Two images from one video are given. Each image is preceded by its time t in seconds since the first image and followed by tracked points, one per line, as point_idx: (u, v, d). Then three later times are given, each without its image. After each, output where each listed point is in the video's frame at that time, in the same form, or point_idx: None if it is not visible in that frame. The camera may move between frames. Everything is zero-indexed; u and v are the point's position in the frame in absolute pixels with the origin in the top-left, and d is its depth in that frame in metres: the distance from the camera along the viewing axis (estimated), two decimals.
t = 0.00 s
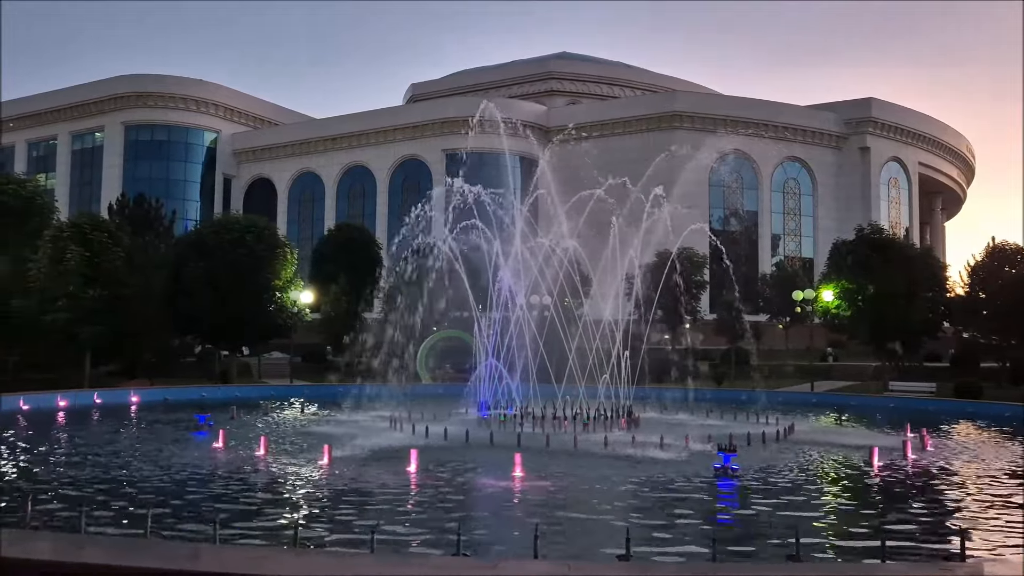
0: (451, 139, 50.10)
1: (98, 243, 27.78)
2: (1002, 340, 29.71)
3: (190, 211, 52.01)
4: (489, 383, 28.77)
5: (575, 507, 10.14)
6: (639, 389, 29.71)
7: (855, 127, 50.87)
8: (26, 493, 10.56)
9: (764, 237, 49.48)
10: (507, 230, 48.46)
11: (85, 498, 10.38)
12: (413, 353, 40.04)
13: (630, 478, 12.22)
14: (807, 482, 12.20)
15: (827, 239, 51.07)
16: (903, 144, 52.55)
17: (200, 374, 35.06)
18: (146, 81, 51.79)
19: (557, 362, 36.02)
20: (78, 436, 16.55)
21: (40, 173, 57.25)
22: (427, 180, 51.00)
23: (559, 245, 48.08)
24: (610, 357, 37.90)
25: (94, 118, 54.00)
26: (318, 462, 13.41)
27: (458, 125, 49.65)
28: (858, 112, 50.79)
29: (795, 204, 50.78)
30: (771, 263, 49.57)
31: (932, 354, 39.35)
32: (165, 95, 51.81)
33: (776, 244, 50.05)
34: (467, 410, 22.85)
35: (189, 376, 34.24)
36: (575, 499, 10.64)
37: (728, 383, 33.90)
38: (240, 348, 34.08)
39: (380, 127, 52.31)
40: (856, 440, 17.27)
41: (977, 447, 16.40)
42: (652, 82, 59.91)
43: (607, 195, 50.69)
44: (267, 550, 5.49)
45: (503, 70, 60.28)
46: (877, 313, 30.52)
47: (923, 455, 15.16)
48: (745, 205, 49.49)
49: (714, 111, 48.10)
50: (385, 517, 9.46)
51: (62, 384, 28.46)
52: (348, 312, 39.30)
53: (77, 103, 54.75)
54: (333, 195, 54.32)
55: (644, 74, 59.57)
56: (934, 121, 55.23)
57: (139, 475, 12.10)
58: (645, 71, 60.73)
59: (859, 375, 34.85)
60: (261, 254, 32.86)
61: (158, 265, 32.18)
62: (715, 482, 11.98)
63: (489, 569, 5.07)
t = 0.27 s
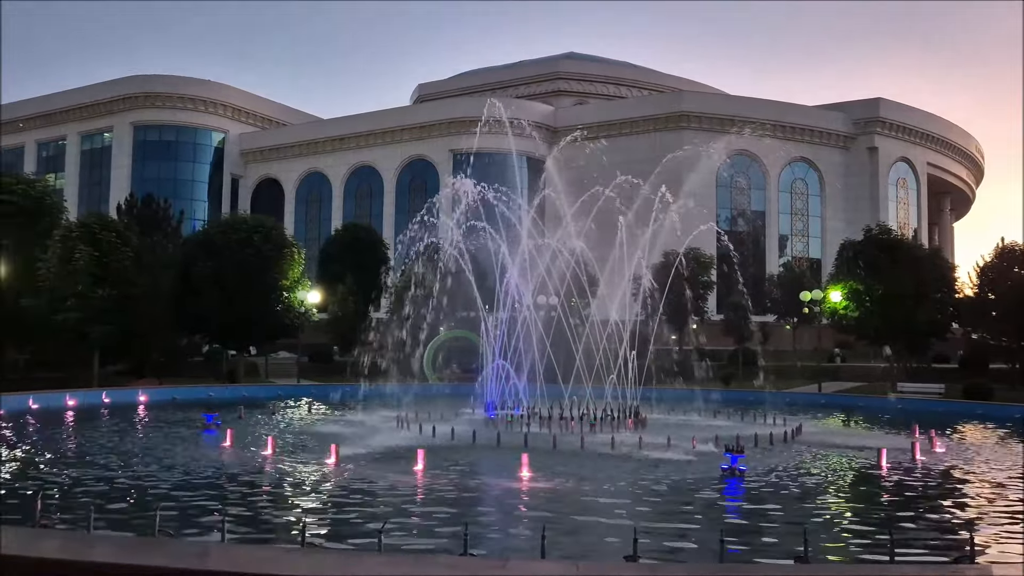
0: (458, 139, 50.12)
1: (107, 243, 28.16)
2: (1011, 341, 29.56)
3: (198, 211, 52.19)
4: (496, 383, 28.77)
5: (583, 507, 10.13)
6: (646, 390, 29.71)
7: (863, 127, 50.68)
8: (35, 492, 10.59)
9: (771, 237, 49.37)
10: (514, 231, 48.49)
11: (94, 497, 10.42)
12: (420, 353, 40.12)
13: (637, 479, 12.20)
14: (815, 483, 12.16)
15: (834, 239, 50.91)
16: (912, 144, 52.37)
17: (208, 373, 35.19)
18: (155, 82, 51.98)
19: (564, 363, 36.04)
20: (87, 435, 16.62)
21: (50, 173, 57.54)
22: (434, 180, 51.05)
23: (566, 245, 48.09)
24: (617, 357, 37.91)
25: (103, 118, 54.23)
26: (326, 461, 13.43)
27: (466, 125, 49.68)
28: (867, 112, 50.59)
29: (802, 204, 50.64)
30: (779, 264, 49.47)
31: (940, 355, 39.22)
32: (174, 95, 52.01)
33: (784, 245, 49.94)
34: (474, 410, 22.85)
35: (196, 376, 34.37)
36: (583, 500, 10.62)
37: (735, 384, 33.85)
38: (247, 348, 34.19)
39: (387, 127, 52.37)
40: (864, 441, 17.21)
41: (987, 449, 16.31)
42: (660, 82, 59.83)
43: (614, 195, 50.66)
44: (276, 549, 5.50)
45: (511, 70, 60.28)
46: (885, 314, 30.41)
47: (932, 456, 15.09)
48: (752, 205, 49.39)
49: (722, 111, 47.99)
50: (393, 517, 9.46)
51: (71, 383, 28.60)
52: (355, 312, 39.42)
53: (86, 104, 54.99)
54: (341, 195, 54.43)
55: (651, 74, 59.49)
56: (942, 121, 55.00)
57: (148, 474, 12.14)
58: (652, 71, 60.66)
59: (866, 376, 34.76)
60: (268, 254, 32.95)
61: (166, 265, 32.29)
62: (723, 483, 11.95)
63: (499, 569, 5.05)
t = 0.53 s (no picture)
0: (465, 139, 50.15)
1: (114, 243, 28.47)
2: (1021, 342, 29.38)
3: (205, 211, 52.36)
4: (503, 384, 28.77)
5: (589, 508, 10.11)
6: (653, 390, 29.68)
7: (871, 127, 50.50)
8: (43, 491, 10.63)
9: (778, 237, 49.23)
10: (520, 231, 48.50)
11: (101, 496, 10.45)
12: (426, 353, 40.15)
13: (644, 480, 12.16)
14: (823, 484, 12.11)
15: (842, 240, 50.74)
16: (920, 144, 52.15)
17: (215, 373, 35.29)
18: (162, 82, 52.16)
19: (570, 364, 36.03)
20: (96, 434, 16.68)
21: (58, 173, 57.82)
22: (441, 181, 51.10)
23: (572, 245, 48.07)
24: (624, 357, 37.87)
25: (111, 119, 54.45)
26: (333, 461, 13.45)
27: (472, 126, 49.69)
28: (875, 112, 50.39)
29: (810, 204, 50.50)
30: (786, 264, 49.35)
31: (949, 356, 39.04)
32: (181, 96, 52.20)
33: (791, 245, 49.81)
34: (480, 411, 22.85)
35: (204, 376, 34.48)
36: (590, 500, 10.60)
37: (742, 385, 33.77)
38: (254, 348, 34.29)
39: (394, 127, 52.42)
40: (872, 442, 17.14)
41: (996, 450, 16.22)
42: (667, 83, 59.75)
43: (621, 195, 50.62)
44: (283, 548, 5.50)
45: (518, 70, 60.26)
46: (893, 314, 30.27)
47: (940, 458, 15.02)
48: (759, 206, 49.28)
49: (729, 112, 47.90)
50: (399, 516, 9.47)
51: (79, 382, 28.73)
52: (361, 313, 39.54)
53: (94, 104, 55.23)
54: (347, 195, 54.51)
55: (658, 74, 59.41)
56: (951, 121, 54.74)
57: (156, 474, 12.17)
58: (659, 71, 60.59)
59: (874, 377, 34.63)
60: (275, 254, 33.03)
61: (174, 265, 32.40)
62: (730, 484, 11.91)
63: (505, 569, 5.04)
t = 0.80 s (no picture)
0: (471, 140, 50.17)
1: (122, 243, 28.56)
2: None
3: (212, 211, 52.52)
4: (509, 384, 28.78)
5: (595, 508, 10.10)
6: (659, 391, 29.66)
7: (879, 127, 50.32)
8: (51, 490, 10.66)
9: (785, 238, 49.12)
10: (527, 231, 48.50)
11: (108, 495, 10.48)
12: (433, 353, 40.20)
13: (650, 480, 12.15)
14: (829, 485, 12.08)
15: (849, 240, 50.58)
16: (928, 144, 51.96)
17: (222, 373, 35.42)
18: (169, 83, 52.32)
19: (576, 364, 36.02)
20: (103, 434, 16.73)
21: (67, 174, 58.09)
22: (447, 181, 51.15)
23: (579, 246, 48.07)
24: (630, 357, 37.84)
25: (119, 119, 54.67)
26: (339, 461, 13.47)
27: (479, 126, 49.71)
28: (883, 112, 50.21)
29: (817, 204, 50.36)
30: (793, 264, 49.24)
31: (956, 357, 38.87)
32: (188, 96, 52.36)
33: (798, 245, 49.68)
34: (486, 411, 22.85)
35: (211, 375, 34.59)
36: (596, 500, 10.60)
37: (748, 385, 33.69)
38: (261, 348, 34.39)
39: (400, 127, 52.47)
40: (879, 443, 17.08)
41: (1003, 452, 16.14)
42: (673, 83, 59.68)
43: (627, 196, 50.60)
44: (288, 548, 5.51)
45: (524, 70, 60.26)
46: (900, 315, 30.15)
47: (947, 459, 14.96)
48: (766, 206, 49.18)
49: (736, 112, 47.80)
50: (405, 516, 9.48)
51: (87, 382, 28.85)
52: (368, 313, 39.65)
53: (102, 105, 55.45)
54: (354, 195, 54.61)
55: (665, 74, 59.33)
56: (959, 121, 54.52)
57: (163, 473, 12.21)
58: (666, 71, 60.52)
59: (881, 378, 34.50)
60: (282, 254, 33.10)
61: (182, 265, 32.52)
62: (737, 485, 11.89)
63: (511, 569, 5.03)
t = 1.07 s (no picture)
0: (478, 140, 50.19)
1: (130, 244, 28.67)
2: None
3: (219, 211, 52.68)
4: (516, 384, 28.78)
5: (602, 508, 10.10)
6: (666, 391, 29.63)
7: (886, 127, 50.16)
8: (60, 489, 10.72)
9: (792, 238, 49.00)
10: (533, 231, 48.49)
11: (116, 494, 10.51)
12: (439, 353, 40.23)
13: (656, 480, 12.13)
14: (835, 486, 12.05)
15: (857, 240, 50.42)
16: (935, 144, 51.76)
17: (230, 373, 35.53)
18: (176, 83, 52.46)
19: (583, 365, 36.00)
20: (111, 433, 16.80)
21: (74, 174, 58.32)
22: (454, 181, 51.18)
23: (585, 245, 48.07)
24: (636, 357, 37.80)
25: (127, 120, 54.84)
26: (345, 461, 13.50)
27: (485, 126, 49.71)
28: (890, 112, 50.06)
29: (824, 204, 50.22)
30: (800, 265, 49.11)
31: (964, 358, 38.71)
32: (195, 97, 52.51)
33: (805, 246, 49.54)
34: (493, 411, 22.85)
35: (218, 375, 34.73)
36: (602, 500, 10.60)
37: (756, 386, 33.60)
38: (268, 348, 34.45)
39: (407, 127, 52.52)
40: (887, 444, 17.03)
41: (1011, 453, 16.08)
42: (680, 83, 59.58)
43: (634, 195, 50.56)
44: (295, 547, 5.52)
45: (530, 70, 60.25)
46: (908, 316, 30.03)
47: (955, 460, 14.92)
48: (773, 206, 49.07)
49: (742, 111, 47.69)
50: (412, 516, 9.50)
51: (95, 381, 28.97)
52: (374, 313, 39.74)
53: (110, 105, 55.64)
54: (360, 195, 54.70)
55: (671, 74, 59.23)
56: (967, 121, 54.30)
57: (170, 473, 12.25)
58: (672, 71, 60.42)
59: (888, 378, 34.37)
60: (289, 255, 33.18)
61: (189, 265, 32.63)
62: (743, 485, 11.88)
63: (517, 570, 5.04)
